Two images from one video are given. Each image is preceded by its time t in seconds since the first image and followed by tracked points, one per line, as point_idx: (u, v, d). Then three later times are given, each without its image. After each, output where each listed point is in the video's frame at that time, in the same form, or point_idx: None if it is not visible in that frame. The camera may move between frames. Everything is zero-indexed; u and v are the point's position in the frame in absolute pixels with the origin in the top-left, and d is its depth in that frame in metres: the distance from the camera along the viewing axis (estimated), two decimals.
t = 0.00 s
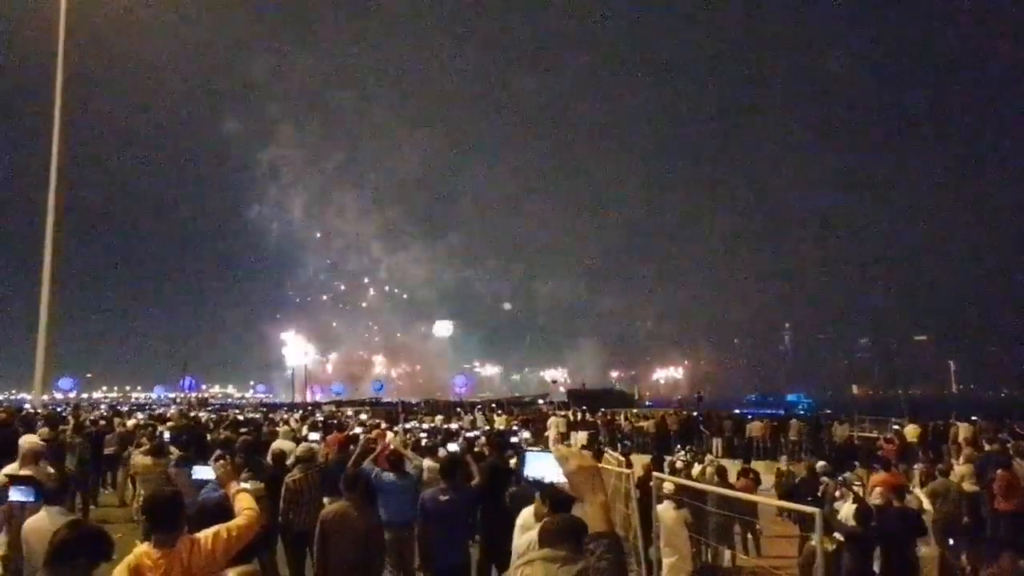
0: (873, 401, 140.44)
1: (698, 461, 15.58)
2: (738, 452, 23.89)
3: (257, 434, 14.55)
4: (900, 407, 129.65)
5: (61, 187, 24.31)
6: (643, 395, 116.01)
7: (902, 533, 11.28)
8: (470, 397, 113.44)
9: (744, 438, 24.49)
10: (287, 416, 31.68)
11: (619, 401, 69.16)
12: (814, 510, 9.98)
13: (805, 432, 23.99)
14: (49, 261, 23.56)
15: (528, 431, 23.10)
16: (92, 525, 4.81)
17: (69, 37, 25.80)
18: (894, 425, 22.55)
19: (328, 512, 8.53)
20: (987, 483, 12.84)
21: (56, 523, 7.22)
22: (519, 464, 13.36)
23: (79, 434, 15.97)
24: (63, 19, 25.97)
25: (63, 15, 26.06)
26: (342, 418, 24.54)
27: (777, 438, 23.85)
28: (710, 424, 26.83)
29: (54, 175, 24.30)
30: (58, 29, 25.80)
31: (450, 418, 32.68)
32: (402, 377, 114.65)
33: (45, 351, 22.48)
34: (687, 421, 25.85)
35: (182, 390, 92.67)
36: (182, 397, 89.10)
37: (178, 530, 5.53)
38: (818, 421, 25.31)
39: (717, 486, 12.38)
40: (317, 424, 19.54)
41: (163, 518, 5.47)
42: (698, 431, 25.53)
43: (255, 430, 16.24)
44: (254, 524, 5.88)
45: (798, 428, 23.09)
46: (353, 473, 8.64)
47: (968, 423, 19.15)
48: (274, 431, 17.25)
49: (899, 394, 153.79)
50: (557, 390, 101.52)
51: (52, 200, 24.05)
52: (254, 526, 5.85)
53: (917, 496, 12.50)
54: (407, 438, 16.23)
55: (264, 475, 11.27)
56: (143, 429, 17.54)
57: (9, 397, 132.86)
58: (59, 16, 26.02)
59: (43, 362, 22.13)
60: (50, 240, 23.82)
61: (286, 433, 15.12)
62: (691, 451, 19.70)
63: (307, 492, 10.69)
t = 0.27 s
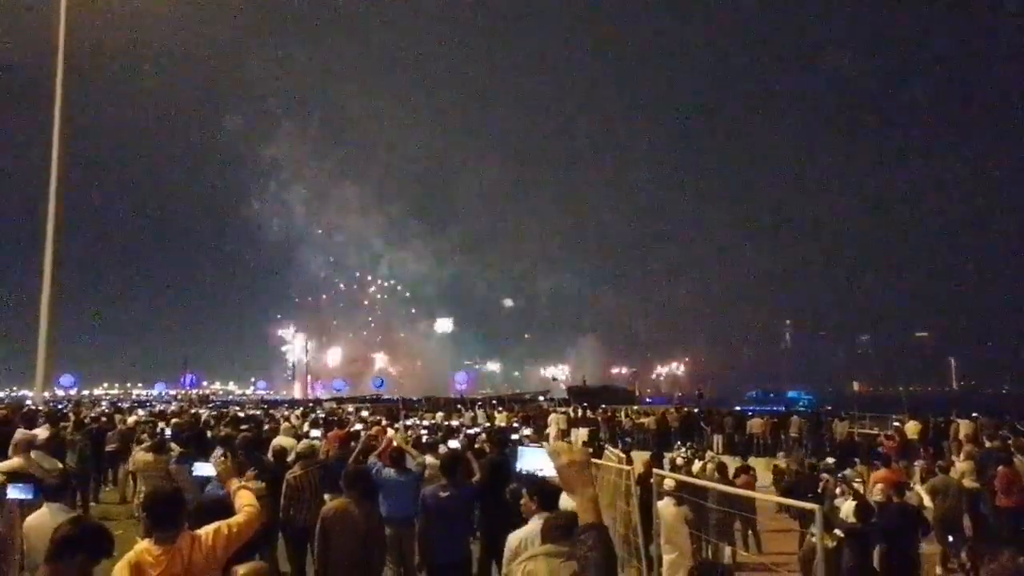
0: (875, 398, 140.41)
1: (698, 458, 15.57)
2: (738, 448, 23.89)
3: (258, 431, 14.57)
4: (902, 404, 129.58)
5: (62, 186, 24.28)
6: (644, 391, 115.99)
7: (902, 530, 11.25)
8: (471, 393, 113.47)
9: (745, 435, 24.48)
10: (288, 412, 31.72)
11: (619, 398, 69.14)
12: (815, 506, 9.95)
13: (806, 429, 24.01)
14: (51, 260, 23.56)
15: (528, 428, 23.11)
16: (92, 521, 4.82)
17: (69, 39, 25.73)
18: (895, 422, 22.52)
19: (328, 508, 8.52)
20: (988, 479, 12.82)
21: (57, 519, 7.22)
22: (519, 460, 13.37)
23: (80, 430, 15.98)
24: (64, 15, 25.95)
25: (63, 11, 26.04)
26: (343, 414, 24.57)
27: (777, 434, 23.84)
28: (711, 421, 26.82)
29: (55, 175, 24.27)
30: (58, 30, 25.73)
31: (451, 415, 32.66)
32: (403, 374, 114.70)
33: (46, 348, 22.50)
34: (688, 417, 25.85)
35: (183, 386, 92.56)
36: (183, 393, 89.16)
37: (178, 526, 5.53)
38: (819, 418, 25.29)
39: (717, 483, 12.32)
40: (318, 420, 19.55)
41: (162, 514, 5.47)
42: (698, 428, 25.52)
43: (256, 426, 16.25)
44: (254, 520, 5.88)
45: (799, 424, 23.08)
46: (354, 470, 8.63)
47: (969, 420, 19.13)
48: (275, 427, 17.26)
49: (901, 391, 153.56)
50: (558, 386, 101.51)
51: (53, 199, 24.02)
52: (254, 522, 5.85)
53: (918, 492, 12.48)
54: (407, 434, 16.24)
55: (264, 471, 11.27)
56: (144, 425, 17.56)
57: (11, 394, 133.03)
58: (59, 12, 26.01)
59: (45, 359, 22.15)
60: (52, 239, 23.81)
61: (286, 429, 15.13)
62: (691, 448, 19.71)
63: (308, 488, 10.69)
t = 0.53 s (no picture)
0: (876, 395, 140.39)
1: (698, 455, 15.57)
2: (739, 446, 23.89)
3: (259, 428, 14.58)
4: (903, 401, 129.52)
5: (63, 184, 24.27)
6: (645, 389, 115.96)
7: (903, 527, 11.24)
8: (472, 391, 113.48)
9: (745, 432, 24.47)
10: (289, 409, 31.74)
11: (620, 395, 69.12)
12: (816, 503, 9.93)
13: (807, 426, 24.01)
14: (52, 259, 23.55)
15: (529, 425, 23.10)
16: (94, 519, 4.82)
17: (70, 39, 25.69)
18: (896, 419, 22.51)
19: (329, 506, 8.52)
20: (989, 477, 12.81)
21: (59, 516, 7.23)
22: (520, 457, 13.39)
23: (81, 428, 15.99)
24: (64, 12, 25.92)
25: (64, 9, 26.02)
26: (344, 412, 24.58)
27: (778, 432, 23.83)
28: (712, 418, 26.82)
29: (56, 174, 24.25)
30: (58, 31, 25.68)
31: (451, 412, 32.65)
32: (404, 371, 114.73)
33: (47, 346, 22.51)
34: (688, 414, 25.84)
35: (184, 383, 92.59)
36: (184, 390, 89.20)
37: (179, 523, 5.54)
38: (820, 415, 25.27)
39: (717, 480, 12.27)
40: (319, 417, 19.57)
41: (163, 512, 5.47)
42: (699, 425, 25.51)
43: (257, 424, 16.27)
44: (255, 517, 5.88)
45: (800, 421, 23.06)
46: (355, 467, 8.63)
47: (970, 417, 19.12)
48: (275, 425, 17.27)
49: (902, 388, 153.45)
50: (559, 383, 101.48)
51: (54, 199, 24.01)
52: (255, 520, 5.85)
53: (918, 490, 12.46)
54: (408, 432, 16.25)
55: (266, 469, 11.28)
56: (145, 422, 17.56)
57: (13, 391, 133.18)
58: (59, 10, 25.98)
59: (46, 357, 22.15)
60: (53, 238, 23.80)
61: (287, 427, 15.14)
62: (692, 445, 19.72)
63: (309, 486, 10.70)
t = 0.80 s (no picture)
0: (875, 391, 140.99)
1: (698, 453, 15.56)
2: (739, 443, 23.91)
3: (260, 427, 14.59)
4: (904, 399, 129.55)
5: (63, 183, 24.27)
6: (646, 386, 115.95)
7: (904, 527, 11.22)
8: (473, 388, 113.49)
9: (746, 430, 24.48)
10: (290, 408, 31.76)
11: (620, 394, 69.05)
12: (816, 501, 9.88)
13: (807, 423, 24.01)
14: (52, 258, 23.54)
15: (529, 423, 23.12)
16: (94, 517, 4.82)
17: (70, 39, 25.64)
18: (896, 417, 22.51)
19: (330, 504, 8.54)
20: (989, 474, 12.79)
21: (59, 513, 7.23)
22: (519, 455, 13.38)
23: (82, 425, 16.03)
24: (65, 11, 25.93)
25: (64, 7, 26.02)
26: (345, 410, 24.58)
27: (778, 429, 23.83)
28: (712, 415, 26.84)
29: (57, 173, 24.24)
30: (58, 31, 25.63)
31: (452, 410, 32.68)
32: (404, 368, 114.72)
33: (48, 344, 22.51)
34: (688, 412, 25.85)
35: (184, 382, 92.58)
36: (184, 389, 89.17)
37: (180, 520, 5.54)
38: (821, 413, 25.27)
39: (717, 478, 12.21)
40: (319, 415, 19.54)
41: (163, 509, 5.47)
42: (699, 423, 25.52)
43: (258, 422, 16.25)
44: (255, 516, 5.88)
45: (800, 419, 23.07)
46: (356, 465, 8.64)
47: (970, 414, 19.10)
48: (276, 422, 17.27)
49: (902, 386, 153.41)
50: (560, 381, 101.43)
51: (54, 197, 24.01)
52: (256, 518, 5.84)
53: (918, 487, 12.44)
54: (409, 429, 16.24)
55: (266, 466, 11.29)
56: (146, 420, 17.56)
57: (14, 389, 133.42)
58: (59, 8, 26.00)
59: (46, 355, 22.16)
60: (53, 238, 23.79)
61: (288, 425, 15.13)
62: (692, 443, 19.72)
63: (309, 484, 10.71)
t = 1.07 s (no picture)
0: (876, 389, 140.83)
1: (699, 451, 15.56)
2: (739, 441, 23.91)
3: (260, 425, 14.60)
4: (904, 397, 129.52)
5: (63, 180, 24.28)
6: (646, 385, 115.89)
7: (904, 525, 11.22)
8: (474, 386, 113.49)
9: (746, 428, 24.47)
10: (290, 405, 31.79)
11: (620, 392, 69.01)
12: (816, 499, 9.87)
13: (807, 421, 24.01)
14: (53, 258, 23.53)
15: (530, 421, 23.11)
16: (94, 515, 4.82)
17: (70, 40, 25.55)
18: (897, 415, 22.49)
19: (331, 502, 8.55)
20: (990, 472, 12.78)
21: (59, 512, 7.23)
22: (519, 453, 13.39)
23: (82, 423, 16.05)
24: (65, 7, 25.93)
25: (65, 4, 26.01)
26: (346, 407, 24.59)
27: (778, 427, 23.82)
28: (713, 413, 26.83)
29: (57, 174, 24.21)
30: (58, 32, 25.55)
31: (452, 408, 32.68)
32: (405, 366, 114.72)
33: (48, 343, 22.51)
34: (689, 410, 25.85)
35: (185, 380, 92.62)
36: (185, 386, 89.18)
37: (180, 519, 5.54)
38: (821, 411, 25.26)
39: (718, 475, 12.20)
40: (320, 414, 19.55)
41: (163, 507, 5.47)
42: (700, 421, 25.52)
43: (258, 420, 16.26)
44: (256, 514, 5.87)
45: (800, 417, 23.06)
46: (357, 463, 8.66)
47: (971, 412, 19.09)
48: (276, 420, 17.28)
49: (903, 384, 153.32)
50: (560, 379, 101.37)
51: (54, 194, 24.03)
52: (257, 516, 5.83)
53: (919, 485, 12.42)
54: (410, 428, 16.26)
55: (267, 465, 11.31)
56: (146, 418, 17.57)
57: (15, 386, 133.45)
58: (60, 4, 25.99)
59: (47, 354, 22.16)
60: (53, 238, 23.77)
61: (289, 423, 15.14)
62: (693, 441, 19.72)
63: (310, 482, 10.72)
